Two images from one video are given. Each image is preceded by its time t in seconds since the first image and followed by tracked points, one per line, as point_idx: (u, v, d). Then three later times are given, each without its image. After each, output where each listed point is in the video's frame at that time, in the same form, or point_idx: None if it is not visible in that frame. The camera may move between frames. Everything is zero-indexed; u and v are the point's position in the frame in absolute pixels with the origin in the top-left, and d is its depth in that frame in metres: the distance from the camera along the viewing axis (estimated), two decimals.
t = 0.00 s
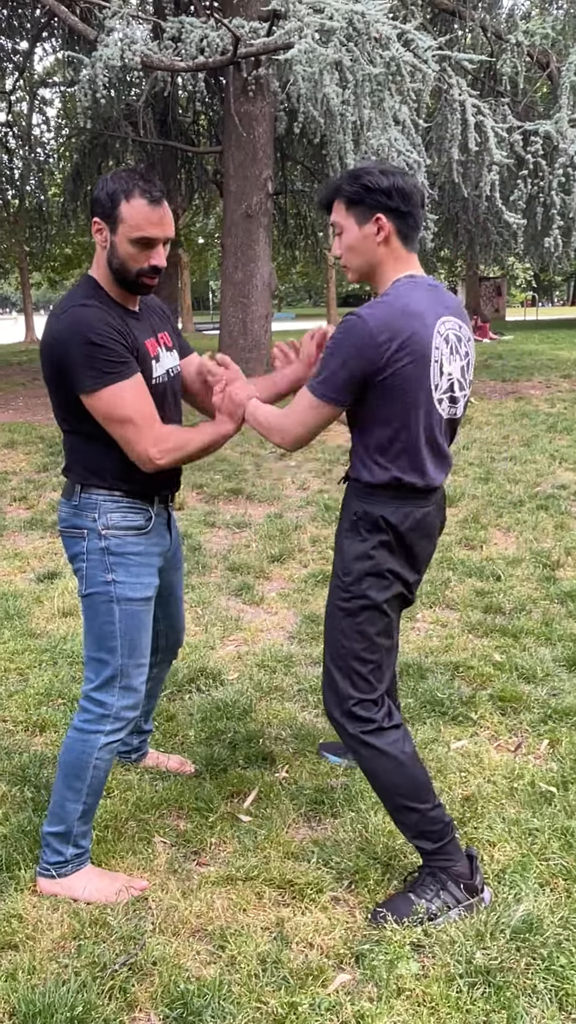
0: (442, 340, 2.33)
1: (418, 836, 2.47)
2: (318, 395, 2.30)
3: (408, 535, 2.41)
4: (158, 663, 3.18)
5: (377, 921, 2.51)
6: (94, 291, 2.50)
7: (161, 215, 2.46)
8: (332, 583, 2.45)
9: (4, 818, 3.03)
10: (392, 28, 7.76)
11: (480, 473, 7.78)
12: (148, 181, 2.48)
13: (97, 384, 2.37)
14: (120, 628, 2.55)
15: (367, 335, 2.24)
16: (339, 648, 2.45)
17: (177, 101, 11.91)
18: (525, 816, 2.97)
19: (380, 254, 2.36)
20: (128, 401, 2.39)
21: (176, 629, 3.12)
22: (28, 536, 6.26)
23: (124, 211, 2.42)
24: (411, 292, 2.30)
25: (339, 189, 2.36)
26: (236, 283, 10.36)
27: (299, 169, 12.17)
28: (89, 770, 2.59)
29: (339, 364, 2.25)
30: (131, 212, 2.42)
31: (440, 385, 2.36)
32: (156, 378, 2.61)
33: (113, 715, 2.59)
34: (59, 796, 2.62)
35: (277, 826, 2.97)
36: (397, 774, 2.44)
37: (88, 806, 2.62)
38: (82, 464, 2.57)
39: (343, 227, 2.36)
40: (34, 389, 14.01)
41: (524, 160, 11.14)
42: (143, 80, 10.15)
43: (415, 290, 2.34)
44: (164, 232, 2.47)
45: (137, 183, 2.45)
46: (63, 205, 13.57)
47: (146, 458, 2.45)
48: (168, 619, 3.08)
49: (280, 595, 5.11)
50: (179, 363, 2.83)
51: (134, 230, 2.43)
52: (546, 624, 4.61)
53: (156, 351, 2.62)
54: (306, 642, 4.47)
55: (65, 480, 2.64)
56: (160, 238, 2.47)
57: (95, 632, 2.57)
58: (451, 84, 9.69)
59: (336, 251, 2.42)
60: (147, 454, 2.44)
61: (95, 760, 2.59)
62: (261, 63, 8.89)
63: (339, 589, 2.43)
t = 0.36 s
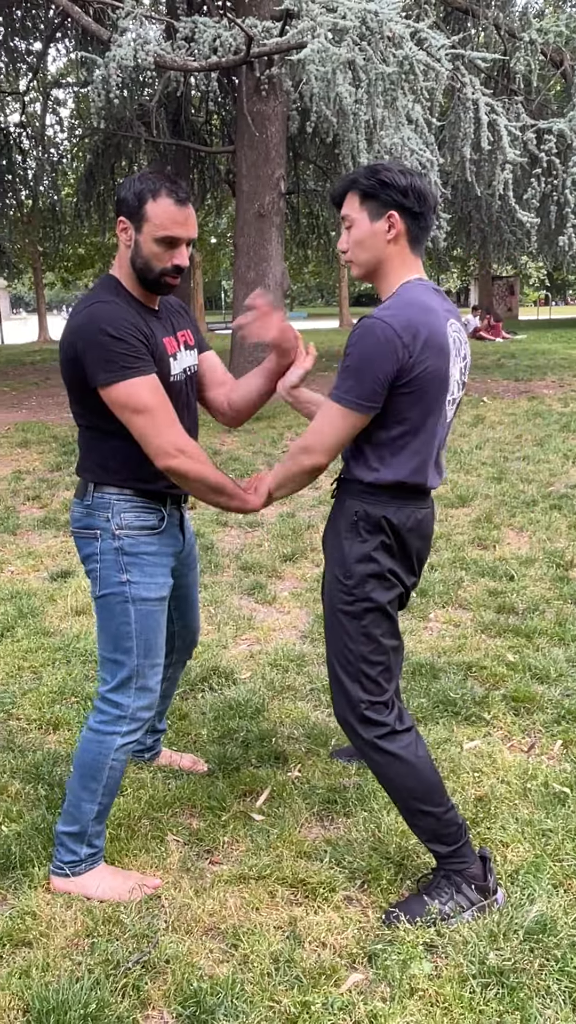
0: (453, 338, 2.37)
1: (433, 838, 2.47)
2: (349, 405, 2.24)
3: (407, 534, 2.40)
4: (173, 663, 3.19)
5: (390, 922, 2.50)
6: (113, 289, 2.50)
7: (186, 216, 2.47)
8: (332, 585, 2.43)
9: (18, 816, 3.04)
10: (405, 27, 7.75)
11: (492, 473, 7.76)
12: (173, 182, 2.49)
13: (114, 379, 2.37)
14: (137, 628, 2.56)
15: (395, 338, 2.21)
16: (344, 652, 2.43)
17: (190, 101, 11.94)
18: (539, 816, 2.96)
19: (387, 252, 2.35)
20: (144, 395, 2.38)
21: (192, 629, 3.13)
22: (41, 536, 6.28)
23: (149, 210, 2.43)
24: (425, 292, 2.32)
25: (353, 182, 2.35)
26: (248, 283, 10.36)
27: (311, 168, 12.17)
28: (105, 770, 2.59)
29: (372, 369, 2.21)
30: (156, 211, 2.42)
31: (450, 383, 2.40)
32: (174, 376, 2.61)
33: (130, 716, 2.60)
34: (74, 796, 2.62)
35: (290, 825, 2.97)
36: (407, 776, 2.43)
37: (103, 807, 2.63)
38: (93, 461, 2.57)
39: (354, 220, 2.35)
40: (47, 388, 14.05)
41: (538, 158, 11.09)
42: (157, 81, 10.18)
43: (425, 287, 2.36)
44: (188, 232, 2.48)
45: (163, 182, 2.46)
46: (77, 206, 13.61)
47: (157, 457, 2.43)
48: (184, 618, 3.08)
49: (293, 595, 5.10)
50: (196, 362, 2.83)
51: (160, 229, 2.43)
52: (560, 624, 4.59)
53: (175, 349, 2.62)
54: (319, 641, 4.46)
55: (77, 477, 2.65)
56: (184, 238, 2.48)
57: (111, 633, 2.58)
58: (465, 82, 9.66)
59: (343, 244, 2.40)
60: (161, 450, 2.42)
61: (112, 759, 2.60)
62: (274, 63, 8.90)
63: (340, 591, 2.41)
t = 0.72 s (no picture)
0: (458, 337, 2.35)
1: (441, 839, 2.45)
2: (360, 400, 2.12)
3: (414, 539, 2.39)
4: (184, 661, 3.19)
5: (401, 922, 2.50)
6: (120, 286, 2.53)
7: (192, 211, 2.50)
8: (338, 591, 2.45)
9: (29, 815, 3.04)
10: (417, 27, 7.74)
11: (504, 473, 7.73)
12: (180, 181, 2.53)
13: (106, 367, 2.38)
14: (115, 614, 2.57)
15: (405, 333, 2.17)
16: (350, 656, 2.44)
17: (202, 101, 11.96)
18: (550, 818, 2.95)
19: (380, 252, 2.35)
20: (131, 380, 2.38)
21: (203, 627, 3.12)
22: (53, 536, 6.29)
23: (156, 207, 2.47)
24: (429, 289, 2.29)
25: (343, 183, 2.36)
26: (260, 283, 10.37)
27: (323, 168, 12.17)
28: (90, 753, 2.60)
29: (382, 362, 2.14)
30: (162, 207, 2.46)
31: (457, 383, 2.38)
32: (171, 370, 2.59)
33: (109, 700, 2.60)
34: (68, 786, 2.64)
35: (300, 825, 2.96)
36: (411, 776, 2.42)
37: (97, 793, 2.64)
38: (92, 452, 2.61)
39: (345, 222, 2.35)
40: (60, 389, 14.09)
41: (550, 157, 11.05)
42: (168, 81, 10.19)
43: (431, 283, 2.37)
44: (193, 229, 2.50)
45: (169, 181, 2.51)
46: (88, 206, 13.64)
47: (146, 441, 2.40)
48: (192, 615, 3.06)
49: (303, 595, 5.10)
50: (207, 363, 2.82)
51: (166, 225, 2.47)
52: (572, 624, 4.58)
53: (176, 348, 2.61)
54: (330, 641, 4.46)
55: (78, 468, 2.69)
56: (190, 234, 2.50)
57: (92, 617, 2.60)
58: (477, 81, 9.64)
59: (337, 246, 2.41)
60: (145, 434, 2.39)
61: (95, 743, 2.60)
62: (285, 63, 8.90)
63: (345, 595, 2.43)
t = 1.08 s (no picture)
0: (453, 339, 2.34)
1: (456, 835, 2.44)
2: (358, 417, 2.26)
3: (424, 530, 2.40)
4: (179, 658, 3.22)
5: (414, 923, 2.50)
6: (116, 288, 2.51)
7: (186, 210, 2.50)
8: (352, 584, 2.43)
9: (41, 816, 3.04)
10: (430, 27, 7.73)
11: (517, 474, 7.72)
12: (170, 179, 2.53)
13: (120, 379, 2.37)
14: (112, 630, 2.57)
15: (398, 343, 2.20)
16: (367, 648, 2.43)
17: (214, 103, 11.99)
18: (564, 820, 2.94)
19: (378, 251, 2.35)
20: (141, 394, 2.38)
21: (188, 625, 3.17)
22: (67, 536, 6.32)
23: (150, 205, 2.45)
24: (424, 294, 2.29)
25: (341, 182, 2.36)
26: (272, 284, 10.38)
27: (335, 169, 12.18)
28: (70, 768, 2.62)
29: (381, 373, 2.20)
30: (157, 206, 2.45)
31: (454, 383, 2.40)
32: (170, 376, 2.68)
33: (97, 716, 2.61)
34: (38, 792, 2.65)
35: (314, 825, 2.97)
36: (427, 772, 2.42)
37: (67, 802, 2.65)
38: (82, 464, 2.59)
39: (344, 220, 2.36)
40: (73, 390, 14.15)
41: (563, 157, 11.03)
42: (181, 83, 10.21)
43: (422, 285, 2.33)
44: (188, 226, 2.51)
45: (161, 180, 2.50)
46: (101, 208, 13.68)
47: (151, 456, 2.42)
48: (174, 618, 3.11)
49: (316, 595, 5.11)
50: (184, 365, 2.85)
51: (161, 223, 2.46)
52: None
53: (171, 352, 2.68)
54: (342, 641, 4.46)
55: (63, 478, 2.66)
56: (185, 232, 2.51)
57: (85, 632, 2.59)
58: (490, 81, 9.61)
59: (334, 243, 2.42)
60: (155, 447, 2.41)
61: (77, 758, 2.62)
62: (298, 64, 8.90)
63: (359, 589, 2.41)
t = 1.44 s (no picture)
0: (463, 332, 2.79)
1: (335, 782, 2.59)
2: (428, 405, 2.56)
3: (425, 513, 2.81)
4: (156, 657, 3.24)
5: (422, 923, 2.50)
6: (86, 293, 2.48)
7: (162, 206, 2.51)
8: (360, 528, 2.69)
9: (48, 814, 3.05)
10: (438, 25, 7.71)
11: (524, 474, 7.70)
12: (145, 174, 2.53)
13: (97, 387, 2.35)
14: (108, 626, 2.57)
15: (465, 342, 2.59)
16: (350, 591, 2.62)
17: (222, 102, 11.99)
18: (572, 820, 2.93)
19: (397, 248, 2.60)
20: (124, 398, 2.36)
21: (175, 629, 3.19)
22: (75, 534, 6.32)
23: (128, 200, 2.45)
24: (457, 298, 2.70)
25: (364, 181, 2.59)
26: (279, 283, 10.38)
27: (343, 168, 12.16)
28: (70, 763, 2.62)
29: (456, 366, 2.57)
30: (135, 202, 2.45)
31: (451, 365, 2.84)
32: (148, 375, 2.63)
33: (97, 713, 2.62)
34: (42, 788, 2.65)
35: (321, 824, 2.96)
36: (325, 702, 2.56)
37: (70, 799, 2.66)
38: (71, 461, 2.58)
39: (365, 217, 2.58)
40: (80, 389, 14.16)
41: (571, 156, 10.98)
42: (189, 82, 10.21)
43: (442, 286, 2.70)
44: (165, 221, 2.51)
45: (137, 175, 2.50)
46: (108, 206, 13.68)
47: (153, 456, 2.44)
48: (165, 618, 3.12)
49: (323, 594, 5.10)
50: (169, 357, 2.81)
51: (139, 218, 2.46)
52: None
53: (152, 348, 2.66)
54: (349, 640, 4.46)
55: (61, 475, 2.64)
56: (162, 226, 2.51)
57: (84, 628, 2.60)
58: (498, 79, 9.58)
59: (350, 237, 2.62)
60: (155, 450, 2.43)
61: (77, 753, 2.62)
62: (306, 63, 8.89)
63: (370, 536, 2.67)
